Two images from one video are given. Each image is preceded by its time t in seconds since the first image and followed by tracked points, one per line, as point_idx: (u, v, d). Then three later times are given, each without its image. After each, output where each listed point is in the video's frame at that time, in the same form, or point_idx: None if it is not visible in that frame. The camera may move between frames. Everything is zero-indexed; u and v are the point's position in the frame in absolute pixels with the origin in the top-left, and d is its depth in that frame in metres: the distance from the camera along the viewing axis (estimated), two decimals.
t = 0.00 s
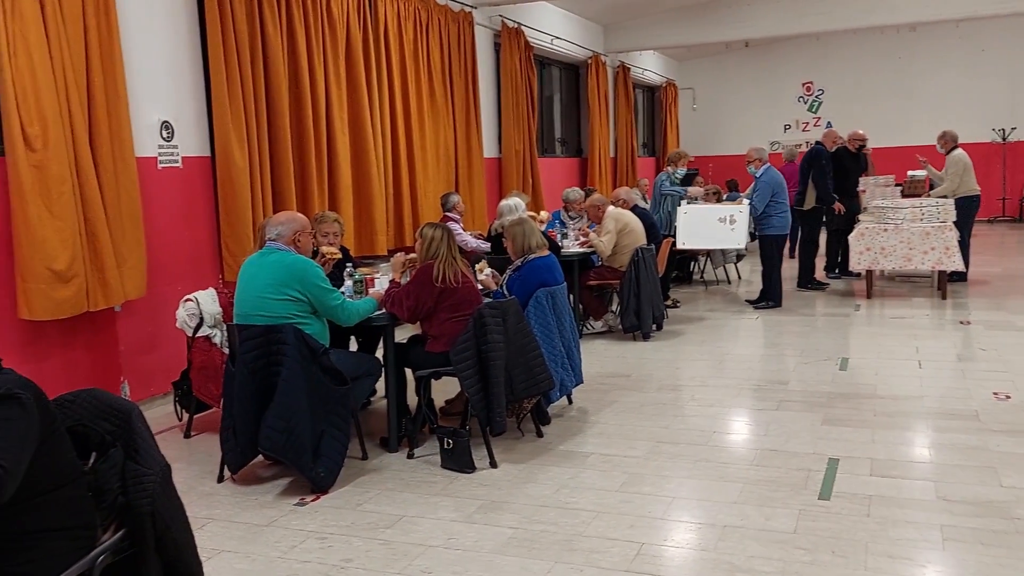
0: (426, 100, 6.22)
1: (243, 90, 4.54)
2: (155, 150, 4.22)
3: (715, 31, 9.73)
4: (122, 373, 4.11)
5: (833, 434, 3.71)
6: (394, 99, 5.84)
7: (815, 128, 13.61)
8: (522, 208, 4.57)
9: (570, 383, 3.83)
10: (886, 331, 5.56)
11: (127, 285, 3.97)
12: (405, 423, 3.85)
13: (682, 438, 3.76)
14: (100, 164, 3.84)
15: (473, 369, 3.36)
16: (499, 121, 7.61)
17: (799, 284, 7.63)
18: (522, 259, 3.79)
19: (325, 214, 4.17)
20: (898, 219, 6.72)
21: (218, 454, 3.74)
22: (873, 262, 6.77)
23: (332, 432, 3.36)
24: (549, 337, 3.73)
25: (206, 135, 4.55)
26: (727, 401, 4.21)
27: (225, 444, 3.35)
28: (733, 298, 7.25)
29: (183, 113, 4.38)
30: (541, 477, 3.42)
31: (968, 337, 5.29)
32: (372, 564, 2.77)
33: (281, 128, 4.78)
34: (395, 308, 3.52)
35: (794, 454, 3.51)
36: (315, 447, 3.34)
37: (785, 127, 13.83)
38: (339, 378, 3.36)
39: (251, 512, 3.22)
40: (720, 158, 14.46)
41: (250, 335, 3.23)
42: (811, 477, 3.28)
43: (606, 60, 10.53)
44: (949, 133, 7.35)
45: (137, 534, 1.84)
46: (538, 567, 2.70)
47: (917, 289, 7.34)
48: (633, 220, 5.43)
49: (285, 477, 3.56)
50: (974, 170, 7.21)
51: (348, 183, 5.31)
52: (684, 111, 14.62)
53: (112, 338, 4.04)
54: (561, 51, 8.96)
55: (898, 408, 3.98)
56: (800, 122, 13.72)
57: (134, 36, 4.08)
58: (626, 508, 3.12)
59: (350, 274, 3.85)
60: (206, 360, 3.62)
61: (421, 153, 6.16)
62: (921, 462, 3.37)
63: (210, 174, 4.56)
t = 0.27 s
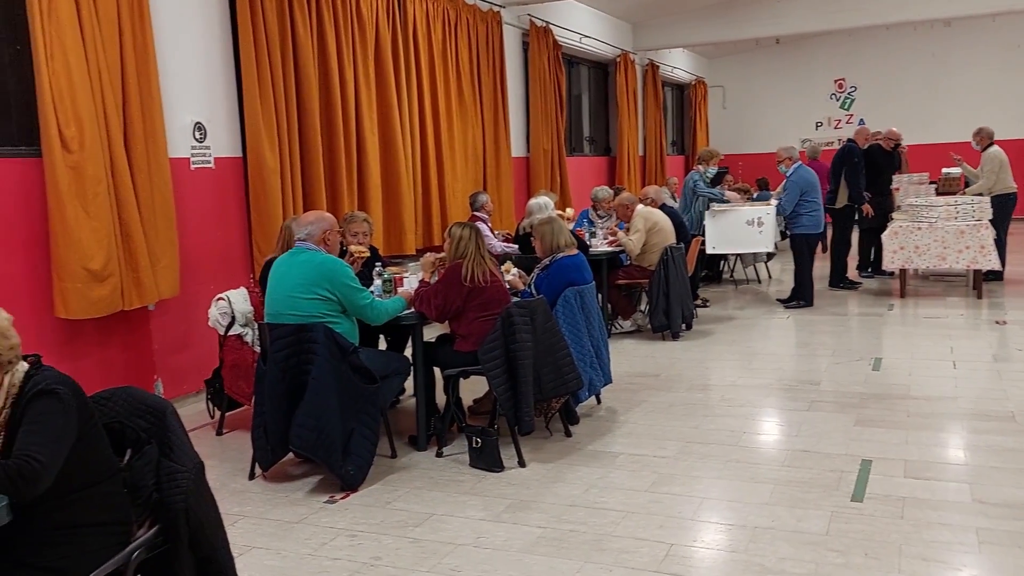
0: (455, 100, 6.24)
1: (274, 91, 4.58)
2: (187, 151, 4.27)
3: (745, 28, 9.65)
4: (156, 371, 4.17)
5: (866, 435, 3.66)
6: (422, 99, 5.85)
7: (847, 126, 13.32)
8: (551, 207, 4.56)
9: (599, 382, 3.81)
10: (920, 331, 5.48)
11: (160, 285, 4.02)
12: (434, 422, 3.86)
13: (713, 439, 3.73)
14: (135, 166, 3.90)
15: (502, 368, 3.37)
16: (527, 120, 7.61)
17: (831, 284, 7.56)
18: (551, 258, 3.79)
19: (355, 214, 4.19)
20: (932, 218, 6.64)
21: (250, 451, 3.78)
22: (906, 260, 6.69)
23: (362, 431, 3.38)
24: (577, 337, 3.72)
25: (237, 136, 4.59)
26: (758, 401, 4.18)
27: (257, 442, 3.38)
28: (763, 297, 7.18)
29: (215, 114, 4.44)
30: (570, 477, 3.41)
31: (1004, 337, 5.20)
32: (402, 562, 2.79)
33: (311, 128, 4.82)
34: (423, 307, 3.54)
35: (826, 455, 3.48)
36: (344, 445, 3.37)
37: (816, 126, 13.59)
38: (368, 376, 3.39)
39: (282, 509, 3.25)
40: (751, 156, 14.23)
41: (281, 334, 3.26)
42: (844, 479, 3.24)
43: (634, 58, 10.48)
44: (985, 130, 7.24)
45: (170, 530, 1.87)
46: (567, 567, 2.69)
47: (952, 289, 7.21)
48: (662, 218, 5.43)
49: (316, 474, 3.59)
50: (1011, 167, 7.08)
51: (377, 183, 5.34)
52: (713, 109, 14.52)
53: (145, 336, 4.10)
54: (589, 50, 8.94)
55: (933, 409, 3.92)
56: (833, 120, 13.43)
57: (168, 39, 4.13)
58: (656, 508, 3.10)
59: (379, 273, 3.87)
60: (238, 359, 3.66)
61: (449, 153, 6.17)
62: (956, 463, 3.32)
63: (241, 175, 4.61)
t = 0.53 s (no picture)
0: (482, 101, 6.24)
1: (304, 93, 4.62)
2: (219, 153, 4.31)
3: (774, 27, 9.57)
4: (187, 371, 4.22)
5: (899, 438, 3.61)
6: (450, 100, 5.86)
7: (877, 125, 13.09)
8: (579, 207, 4.55)
9: (627, 383, 3.80)
10: (953, 333, 5.40)
11: (192, 285, 4.07)
12: (462, 422, 3.87)
13: (742, 441, 3.71)
14: (167, 168, 3.94)
15: (529, 369, 3.36)
16: (554, 121, 7.60)
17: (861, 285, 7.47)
18: (579, 258, 3.78)
19: (383, 214, 4.20)
20: (966, 218, 6.56)
21: (279, 451, 3.81)
22: (940, 261, 6.58)
23: (391, 431, 3.40)
24: (606, 338, 3.71)
25: (268, 138, 4.63)
26: (788, 403, 4.14)
27: (287, 442, 3.41)
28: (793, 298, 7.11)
29: (245, 116, 4.48)
30: (598, 479, 3.40)
31: None
32: (430, 562, 2.80)
33: (340, 129, 4.84)
34: (451, 308, 3.54)
35: (857, 458, 3.44)
36: (373, 445, 3.38)
37: (846, 125, 13.34)
38: (397, 376, 3.40)
39: (312, 508, 3.27)
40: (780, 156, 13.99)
41: (311, 335, 3.29)
42: (876, 482, 3.21)
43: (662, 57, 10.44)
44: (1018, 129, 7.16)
45: (204, 528, 1.94)
46: (596, 569, 2.69)
47: (986, 289, 7.11)
48: (690, 218, 5.41)
49: (345, 474, 3.61)
50: None
51: (404, 184, 5.36)
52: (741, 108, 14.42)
53: (177, 336, 4.14)
54: (616, 50, 8.91)
55: (967, 413, 3.86)
56: (863, 119, 13.21)
57: (200, 42, 4.18)
58: (685, 511, 3.08)
59: (407, 274, 3.89)
60: (268, 359, 3.70)
61: (476, 153, 6.18)
62: (991, 468, 3.27)
63: (271, 176, 4.64)
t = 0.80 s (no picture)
0: (509, 100, 6.25)
1: (332, 93, 4.64)
2: (247, 153, 4.35)
3: (803, 25, 9.48)
4: (217, 369, 4.27)
5: (931, 440, 3.57)
6: (477, 100, 5.87)
7: (910, 123, 12.93)
8: (606, 207, 4.54)
9: (655, 383, 3.79)
10: (984, 333, 5.32)
11: (222, 285, 4.11)
12: (488, 421, 3.88)
13: (771, 442, 3.68)
14: (197, 168, 3.98)
15: (556, 369, 3.36)
16: (580, 120, 7.59)
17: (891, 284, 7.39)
18: (605, 258, 3.77)
19: (409, 214, 4.20)
20: (999, 217, 6.47)
21: (307, 449, 3.83)
22: (972, 261, 6.49)
23: (418, 430, 3.42)
24: (633, 338, 3.71)
25: (296, 138, 4.67)
26: (818, 404, 4.10)
27: (315, 439, 3.43)
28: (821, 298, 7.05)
29: (274, 117, 4.51)
30: (625, 479, 3.40)
31: None
32: (457, 560, 2.81)
33: (367, 129, 4.87)
34: (478, 307, 3.55)
35: (888, 460, 3.40)
36: (400, 444, 3.40)
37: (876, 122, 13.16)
38: (424, 375, 3.42)
39: (340, 506, 3.29)
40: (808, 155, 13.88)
41: (338, 333, 3.31)
42: (907, 484, 3.17)
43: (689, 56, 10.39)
44: None
45: (234, 524, 1.96)
46: (623, 569, 2.68)
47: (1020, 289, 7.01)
48: (718, 217, 5.37)
49: (372, 472, 3.63)
50: None
51: (431, 184, 5.38)
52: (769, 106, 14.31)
53: (207, 335, 4.19)
54: (643, 48, 8.88)
55: (1001, 415, 3.81)
56: (893, 117, 13.03)
57: (230, 43, 4.22)
58: (713, 512, 3.07)
59: (433, 273, 3.90)
60: (296, 357, 3.73)
61: (503, 152, 6.19)
62: None
63: (300, 176, 4.68)
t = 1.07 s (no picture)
0: (537, 100, 6.25)
1: (361, 94, 4.67)
2: (278, 153, 4.39)
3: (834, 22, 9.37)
4: (248, 367, 4.31)
5: (966, 443, 3.52)
6: (504, 100, 5.88)
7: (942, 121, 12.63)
8: (634, 207, 4.52)
9: (683, 384, 3.78)
10: (1020, 335, 5.24)
11: (253, 284, 4.16)
12: (516, 421, 3.88)
13: (802, 443, 3.65)
14: (229, 168, 4.03)
15: (585, 369, 3.36)
16: (608, 119, 7.58)
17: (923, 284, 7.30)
18: (634, 257, 3.76)
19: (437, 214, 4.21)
20: None
21: (337, 447, 3.86)
22: (1007, 261, 6.41)
23: (446, 429, 3.43)
24: (661, 337, 3.70)
25: (326, 138, 4.70)
26: (849, 405, 4.06)
27: (344, 438, 3.45)
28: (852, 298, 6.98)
29: (304, 117, 4.55)
30: (654, 480, 3.39)
31: None
32: (486, 559, 2.81)
33: (396, 130, 4.90)
34: (506, 306, 3.56)
35: (922, 463, 3.36)
36: (428, 442, 3.42)
37: (908, 121, 12.96)
38: (452, 374, 3.43)
39: (369, 504, 3.32)
40: (839, 154, 13.77)
41: (368, 333, 3.33)
42: (941, 487, 3.13)
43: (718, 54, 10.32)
44: None
45: (266, 520, 2.00)
46: (652, 570, 2.67)
47: None
48: (748, 217, 5.33)
49: (401, 471, 3.65)
50: None
51: (459, 184, 5.40)
52: (799, 105, 14.17)
53: (237, 333, 4.24)
54: (671, 47, 8.84)
55: None
56: (925, 115, 12.78)
57: (261, 44, 4.26)
58: (743, 513, 3.05)
59: (461, 273, 3.91)
60: (326, 355, 3.76)
61: (530, 152, 6.19)
62: None
63: (329, 176, 4.72)
